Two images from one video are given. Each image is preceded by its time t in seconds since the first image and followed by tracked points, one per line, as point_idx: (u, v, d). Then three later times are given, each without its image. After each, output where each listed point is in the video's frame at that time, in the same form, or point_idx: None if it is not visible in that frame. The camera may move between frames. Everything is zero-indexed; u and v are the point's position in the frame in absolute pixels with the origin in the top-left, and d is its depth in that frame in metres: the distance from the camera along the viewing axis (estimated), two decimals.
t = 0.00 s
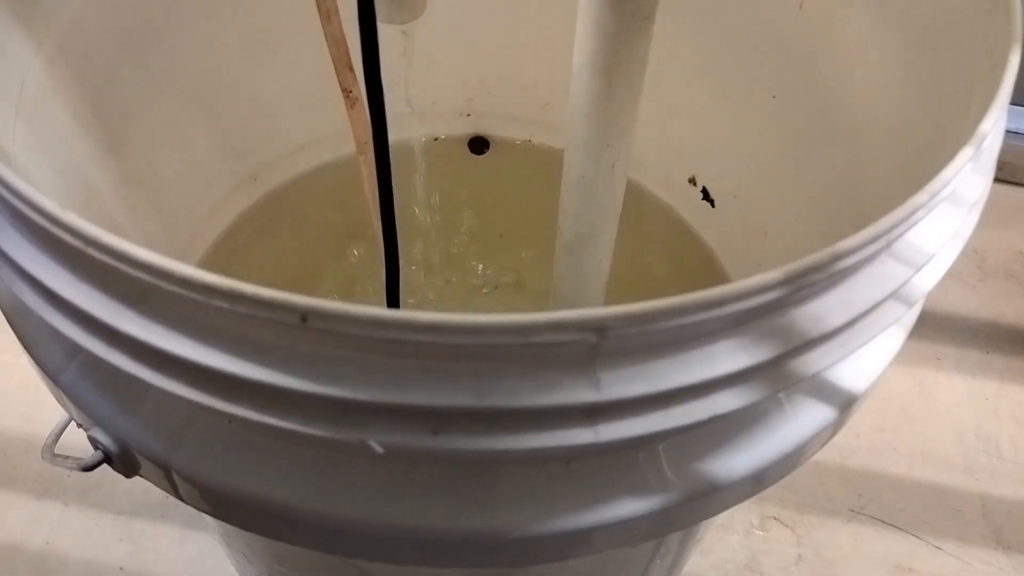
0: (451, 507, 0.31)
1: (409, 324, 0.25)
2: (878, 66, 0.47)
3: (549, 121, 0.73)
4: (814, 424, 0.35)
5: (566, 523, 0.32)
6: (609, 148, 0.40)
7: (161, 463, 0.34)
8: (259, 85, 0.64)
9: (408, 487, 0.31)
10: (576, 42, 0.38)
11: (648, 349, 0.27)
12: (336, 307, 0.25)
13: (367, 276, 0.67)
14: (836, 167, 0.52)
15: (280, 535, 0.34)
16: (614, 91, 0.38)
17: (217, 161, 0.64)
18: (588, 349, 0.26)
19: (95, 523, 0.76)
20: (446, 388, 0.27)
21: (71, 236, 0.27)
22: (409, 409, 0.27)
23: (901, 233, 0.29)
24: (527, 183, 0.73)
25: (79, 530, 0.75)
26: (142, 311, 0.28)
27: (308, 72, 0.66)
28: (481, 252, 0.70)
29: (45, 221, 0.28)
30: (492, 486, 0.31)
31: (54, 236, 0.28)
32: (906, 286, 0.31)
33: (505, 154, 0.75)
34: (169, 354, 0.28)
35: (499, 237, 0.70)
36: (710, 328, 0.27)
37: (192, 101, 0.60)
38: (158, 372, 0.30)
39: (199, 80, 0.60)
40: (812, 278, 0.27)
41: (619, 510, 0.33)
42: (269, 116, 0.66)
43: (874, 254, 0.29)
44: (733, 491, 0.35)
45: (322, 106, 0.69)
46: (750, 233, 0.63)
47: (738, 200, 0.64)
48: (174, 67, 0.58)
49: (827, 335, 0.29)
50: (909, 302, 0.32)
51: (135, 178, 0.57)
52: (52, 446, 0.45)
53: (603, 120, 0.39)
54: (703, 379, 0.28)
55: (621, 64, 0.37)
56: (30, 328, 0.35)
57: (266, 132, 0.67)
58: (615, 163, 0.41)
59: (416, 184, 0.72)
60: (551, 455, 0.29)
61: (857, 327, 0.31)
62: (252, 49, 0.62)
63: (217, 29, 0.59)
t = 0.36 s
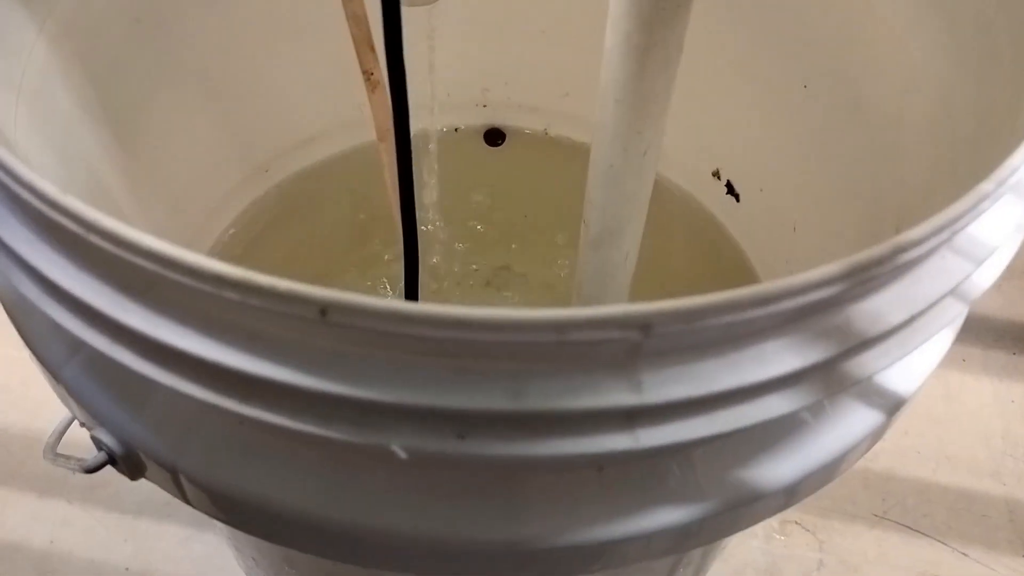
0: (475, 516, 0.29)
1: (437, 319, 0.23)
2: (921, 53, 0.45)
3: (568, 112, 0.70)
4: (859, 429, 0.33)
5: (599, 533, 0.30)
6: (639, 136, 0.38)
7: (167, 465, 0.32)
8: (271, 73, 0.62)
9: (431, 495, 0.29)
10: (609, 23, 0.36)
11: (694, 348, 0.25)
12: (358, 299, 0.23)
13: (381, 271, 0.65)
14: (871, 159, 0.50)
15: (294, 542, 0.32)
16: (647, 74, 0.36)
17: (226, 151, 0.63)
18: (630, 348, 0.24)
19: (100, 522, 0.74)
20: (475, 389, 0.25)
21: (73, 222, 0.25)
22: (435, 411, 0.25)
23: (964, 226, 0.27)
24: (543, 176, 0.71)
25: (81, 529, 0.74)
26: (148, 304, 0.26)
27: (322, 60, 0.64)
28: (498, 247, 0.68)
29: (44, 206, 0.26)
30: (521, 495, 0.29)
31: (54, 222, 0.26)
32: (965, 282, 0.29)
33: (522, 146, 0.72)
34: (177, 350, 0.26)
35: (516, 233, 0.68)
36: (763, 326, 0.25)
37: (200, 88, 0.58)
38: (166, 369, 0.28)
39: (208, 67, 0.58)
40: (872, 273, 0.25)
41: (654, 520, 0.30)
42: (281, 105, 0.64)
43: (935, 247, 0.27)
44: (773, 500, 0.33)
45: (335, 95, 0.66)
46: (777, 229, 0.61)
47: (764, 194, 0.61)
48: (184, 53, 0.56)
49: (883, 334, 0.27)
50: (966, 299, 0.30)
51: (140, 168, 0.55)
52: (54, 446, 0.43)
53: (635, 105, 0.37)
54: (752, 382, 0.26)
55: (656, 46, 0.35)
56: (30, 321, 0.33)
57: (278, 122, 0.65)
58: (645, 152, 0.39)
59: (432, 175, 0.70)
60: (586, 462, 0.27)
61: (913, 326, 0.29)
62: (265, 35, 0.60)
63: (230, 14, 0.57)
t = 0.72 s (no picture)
0: (480, 552, 0.27)
1: (440, 343, 0.21)
2: (950, 51, 0.43)
3: (577, 114, 0.68)
4: (892, 458, 0.31)
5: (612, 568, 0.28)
6: (656, 140, 0.36)
7: (150, 491, 0.30)
8: (272, 71, 0.60)
9: (431, 530, 0.27)
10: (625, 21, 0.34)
11: (723, 375, 0.22)
12: (352, 320, 0.21)
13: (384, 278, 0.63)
14: (896, 162, 0.48)
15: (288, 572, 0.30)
16: (666, 74, 0.34)
17: (225, 152, 0.61)
18: (652, 375, 0.22)
19: (95, 532, 0.68)
20: (482, 418, 0.23)
21: (43, 234, 0.23)
22: (437, 440, 0.23)
23: (1015, 241, 0.25)
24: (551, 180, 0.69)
25: (78, 539, 0.68)
26: (125, 322, 0.24)
27: (325, 58, 0.62)
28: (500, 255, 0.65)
29: (14, 214, 0.24)
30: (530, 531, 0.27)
31: (24, 233, 0.24)
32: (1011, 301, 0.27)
33: (528, 149, 0.70)
34: (157, 372, 0.24)
35: (520, 238, 0.66)
36: (798, 352, 0.23)
37: (199, 84, 0.56)
38: (148, 390, 0.26)
39: (207, 63, 0.56)
40: (918, 293, 0.23)
41: (672, 556, 0.28)
42: (282, 105, 0.62)
43: (985, 264, 0.24)
44: (799, 532, 0.31)
45: (337, 96, 0.64)
46: (794, 237, 0.58)
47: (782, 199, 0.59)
48: (183, 49, 0.54)
49: (927, 359, 0.25)
50: (1011, 320, 0.28)
51: (136, 166, 0.53)
52: (36, 464, 0.41)
53: (653, 109, 0.35)
54: (785, 411, 0.23)
55: (675, 45, 0.33)
56: (5, 336, 0.31)
57: (279, 123, 0.63)
58: (661, 158, 0.37)
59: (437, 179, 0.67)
60: (600, 495, 0.25)
61: (957, 349, 0.27)
62: (266, 31, 0.58)
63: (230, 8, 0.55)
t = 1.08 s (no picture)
0: (488, 562, 0.25)
1: (443, 334, 0.18)
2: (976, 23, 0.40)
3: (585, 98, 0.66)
4: (934, 458, 0.29)
5: None
6: (674, 116, 0.34)
7: (127, 493, 0.27)
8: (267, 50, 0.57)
9: (434, 539, 0.24)
10: None
11: (760, 371, 0.20)
12: (342, 307, 0.18)
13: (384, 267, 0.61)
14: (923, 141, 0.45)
15: None
16: (687, 41, 0.31)
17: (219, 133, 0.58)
18: (681, 370, 0.20)
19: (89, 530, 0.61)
20: (488, 417, 0.20)
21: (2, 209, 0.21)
22: (440, 442, 0.21)
23: None
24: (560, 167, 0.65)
25: (70, 536, 0.61)
26: (94, 309, 0.22)
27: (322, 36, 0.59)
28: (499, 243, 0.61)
29: None
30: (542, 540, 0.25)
31: None
32: None
33: (535, 134, 0.67)
34: (129, 365, 0.22)
35: (529, 227, 0.62)
36: (845, 343, 0.20)
37: (189, 60, 0.54)
38: (122, 385, 0.24)
39: (198, 39, 0.53)
40: (980, 277, 0.20)
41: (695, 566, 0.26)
42: (278, 86, 0.60)
43: None
44: (833, 539, 0.28)
45: (336, 77, 0.62)
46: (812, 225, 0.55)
47: (801, 186, 0.55)
48: (172, 23, 0.51)
49: (982, 350, 0.23)
50: None
51: (120, 145, 0.50)
52: (14, 462, 0.39)
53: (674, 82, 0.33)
54: (828, 409, 0.21)
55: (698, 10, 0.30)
56: None
57: (275, 105, 0.60)
58: (681, 134, 0.34)
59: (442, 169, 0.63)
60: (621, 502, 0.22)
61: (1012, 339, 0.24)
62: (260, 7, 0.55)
63: None
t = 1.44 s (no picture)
0: (518, 558, 0.22)
1: (476, 299, 0.15)
2: None
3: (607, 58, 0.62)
4: (1007, 441, 0.26)
5: None
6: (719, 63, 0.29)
7: (117, 476, 0.25)
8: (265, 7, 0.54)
9: (459, 532, 0.22)
10: None
11: (839, 344, 0.17)
12: (358, 265, 0.15)
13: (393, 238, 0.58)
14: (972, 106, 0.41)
15: None
16: None
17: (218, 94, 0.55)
18: (751, 343, 0.17)
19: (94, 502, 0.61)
20: (524, 396, 0.18)
21: None
22: (470, 424, 0.18)
23: None
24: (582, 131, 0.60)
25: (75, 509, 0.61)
26: (76, 270, 0.19)
27: None
28: (522, 204, 0.57)
29: None
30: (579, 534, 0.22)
31: None
32: None
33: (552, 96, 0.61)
34: (115, 334, 0.19)
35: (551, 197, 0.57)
36: (937, 312, 0.18)
37: (180, 17, 0.50)
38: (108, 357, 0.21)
39: None
40: None
41: (747, 562, 0.23)
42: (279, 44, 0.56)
43: None
44: (897, 531, 0.26)
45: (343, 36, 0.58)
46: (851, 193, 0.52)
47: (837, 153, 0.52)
48: None
49: None
50: None
51: (114, 107, 0.47)
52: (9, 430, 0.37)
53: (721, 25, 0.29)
54: (914, 389, 0.18)
55: None
56: None
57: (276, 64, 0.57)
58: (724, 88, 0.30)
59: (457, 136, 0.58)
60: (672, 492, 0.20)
61: None
62: None
63: None
